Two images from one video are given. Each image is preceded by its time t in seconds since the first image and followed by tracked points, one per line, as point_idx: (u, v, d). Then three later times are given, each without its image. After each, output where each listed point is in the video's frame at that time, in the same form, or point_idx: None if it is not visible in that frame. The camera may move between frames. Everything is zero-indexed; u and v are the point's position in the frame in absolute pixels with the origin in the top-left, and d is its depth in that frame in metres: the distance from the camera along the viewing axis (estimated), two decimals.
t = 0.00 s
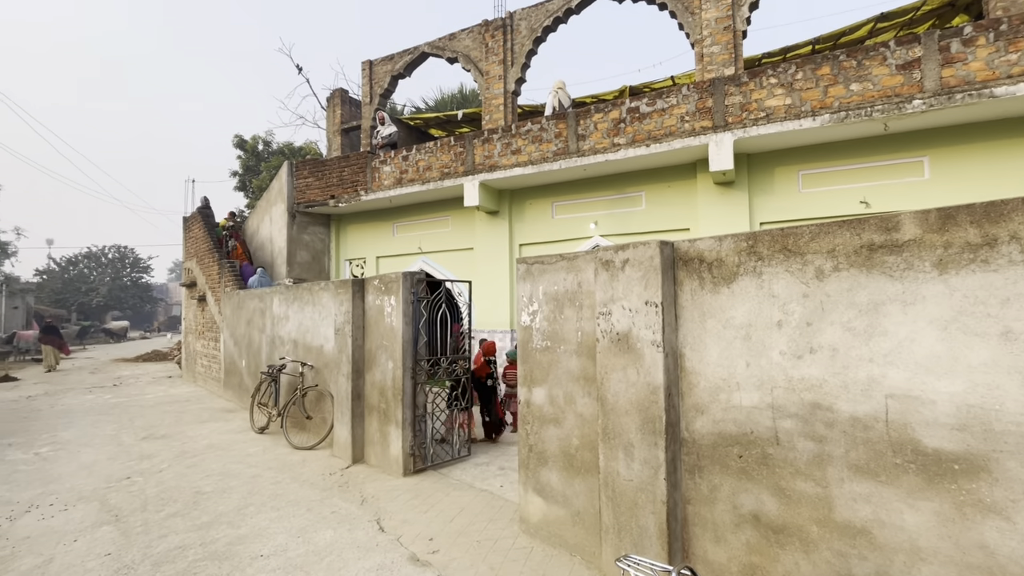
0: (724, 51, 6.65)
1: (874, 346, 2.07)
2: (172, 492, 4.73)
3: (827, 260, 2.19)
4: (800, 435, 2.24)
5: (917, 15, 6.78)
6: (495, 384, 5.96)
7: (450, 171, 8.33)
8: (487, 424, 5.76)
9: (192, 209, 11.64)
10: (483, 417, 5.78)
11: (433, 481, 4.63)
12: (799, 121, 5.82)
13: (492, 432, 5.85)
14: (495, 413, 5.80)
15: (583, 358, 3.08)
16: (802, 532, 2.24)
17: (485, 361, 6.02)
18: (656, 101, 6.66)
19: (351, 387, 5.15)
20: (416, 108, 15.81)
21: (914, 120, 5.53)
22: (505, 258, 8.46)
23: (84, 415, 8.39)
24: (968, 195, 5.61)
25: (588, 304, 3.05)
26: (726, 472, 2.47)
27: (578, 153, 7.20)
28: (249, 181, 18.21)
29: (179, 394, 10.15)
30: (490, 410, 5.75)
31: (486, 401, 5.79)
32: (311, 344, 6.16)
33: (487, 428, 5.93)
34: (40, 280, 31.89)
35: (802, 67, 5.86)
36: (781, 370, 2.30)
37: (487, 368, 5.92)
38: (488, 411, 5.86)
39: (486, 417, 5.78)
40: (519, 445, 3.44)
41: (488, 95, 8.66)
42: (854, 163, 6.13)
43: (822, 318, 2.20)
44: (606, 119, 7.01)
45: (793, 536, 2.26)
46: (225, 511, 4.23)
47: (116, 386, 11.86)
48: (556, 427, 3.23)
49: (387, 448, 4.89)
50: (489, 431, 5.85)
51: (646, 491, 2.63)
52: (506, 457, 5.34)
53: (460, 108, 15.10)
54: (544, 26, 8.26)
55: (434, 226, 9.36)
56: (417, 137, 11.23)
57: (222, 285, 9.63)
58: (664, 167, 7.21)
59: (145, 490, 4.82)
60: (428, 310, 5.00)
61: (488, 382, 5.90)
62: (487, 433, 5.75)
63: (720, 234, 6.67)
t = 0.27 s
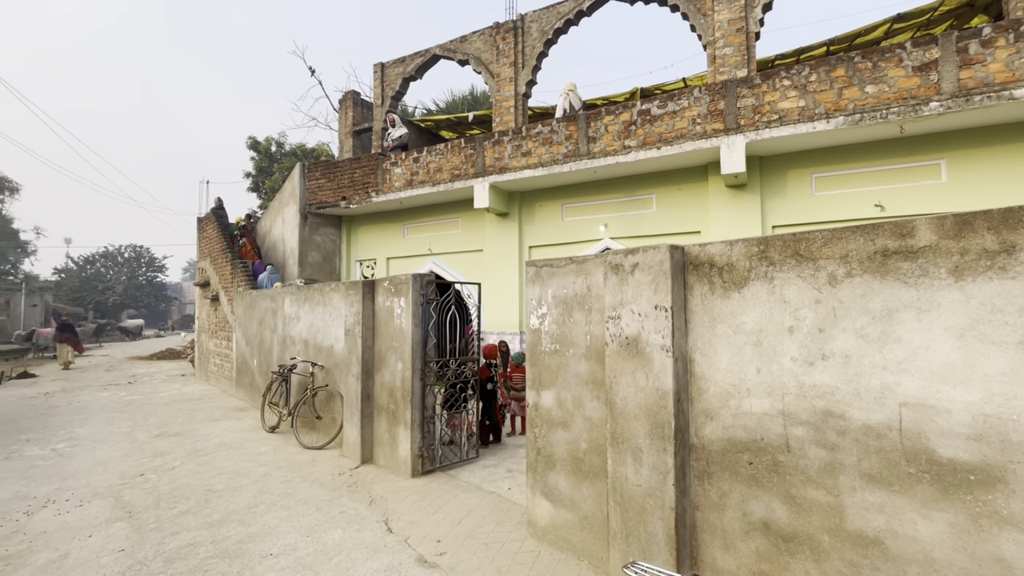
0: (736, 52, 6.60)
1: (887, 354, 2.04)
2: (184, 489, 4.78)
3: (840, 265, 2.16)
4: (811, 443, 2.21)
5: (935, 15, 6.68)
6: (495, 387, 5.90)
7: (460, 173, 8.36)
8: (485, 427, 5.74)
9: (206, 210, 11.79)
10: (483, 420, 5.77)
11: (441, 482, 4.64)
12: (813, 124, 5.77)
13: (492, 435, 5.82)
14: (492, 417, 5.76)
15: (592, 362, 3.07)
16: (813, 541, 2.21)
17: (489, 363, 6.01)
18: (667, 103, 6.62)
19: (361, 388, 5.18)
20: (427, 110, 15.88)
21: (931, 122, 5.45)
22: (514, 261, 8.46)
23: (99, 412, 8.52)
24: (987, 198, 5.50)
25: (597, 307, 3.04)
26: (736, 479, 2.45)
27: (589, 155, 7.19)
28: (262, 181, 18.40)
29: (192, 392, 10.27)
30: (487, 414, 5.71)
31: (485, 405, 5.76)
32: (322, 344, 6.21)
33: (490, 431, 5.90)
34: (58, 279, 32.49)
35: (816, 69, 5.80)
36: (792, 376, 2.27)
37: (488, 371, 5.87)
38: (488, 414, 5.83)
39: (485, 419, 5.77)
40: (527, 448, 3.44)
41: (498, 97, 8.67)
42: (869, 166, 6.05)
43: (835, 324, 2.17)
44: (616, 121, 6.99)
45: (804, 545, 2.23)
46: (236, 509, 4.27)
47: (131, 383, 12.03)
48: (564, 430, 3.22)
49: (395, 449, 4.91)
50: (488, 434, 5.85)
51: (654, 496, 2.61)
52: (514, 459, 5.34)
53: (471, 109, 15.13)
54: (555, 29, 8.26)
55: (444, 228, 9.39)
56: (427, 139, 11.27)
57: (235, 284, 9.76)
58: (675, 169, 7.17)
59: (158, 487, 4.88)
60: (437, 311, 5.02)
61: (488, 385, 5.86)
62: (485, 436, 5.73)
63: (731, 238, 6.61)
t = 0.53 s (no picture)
0: (749, 55, 6.56)
1: (902, 362, 2.01)
2: (197, 487, 4.84)
3: (854, 272, 2.14)
4: (824, 450, 2.18)
5: (953, 16, 6.57)
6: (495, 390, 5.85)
7: (471, 175, 8.38)
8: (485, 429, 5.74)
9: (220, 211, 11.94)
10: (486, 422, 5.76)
11: (450, 485, 4.65)
12: (827, 127, 5.71)
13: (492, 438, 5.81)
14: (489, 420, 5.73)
15: (601, 366, 3.06)
16: (825, 551, 2.18)
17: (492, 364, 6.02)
18: (679, 106, 6.59)
19: (371, 389, 5.21)
20: (439, 112, 15.95)
21: (948, 125, 5.36)
22: (524, 263, 8.46)
23: (115, 410, 8.65)
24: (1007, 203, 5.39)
25: (607, 311, 3.03)
26: (746, 486, 2.42)
27: (600, 158, 7.18)
28: (275, 183, 18.59)
29: (205, 391, 10.38)
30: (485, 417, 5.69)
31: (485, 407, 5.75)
32: (333, 345, 6.25)
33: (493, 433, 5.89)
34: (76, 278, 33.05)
35: (830, 71, 5.74)
36: (804, 383, 2.25)
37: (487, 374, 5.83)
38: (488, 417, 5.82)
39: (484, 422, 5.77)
40: (536, 452, 3.44)
41: (509, 100, 8.69)
42: (884, 169, 5.97)
43: (848, 331, 2.15)
44: (628, 124, 6.97)
45: (815, 554, 2.20)
46: (247, 508, 4.32)
47: (146, 382, 12.19)
48: (573, 434, 3.21)
49: (405, 450, 4.93)
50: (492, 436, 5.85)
51: (664, 502, 2.60)
52: (522, 462, 5.33)
53: (483, 112, 15.17)
54: (566, 32, 8.26)
55: (454, 230, 9.42)
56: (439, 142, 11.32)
57: (248, 285, 9.88)
58: (687, 173, 7.14)
59: (172, 485, 4.94)
60: (447, 314, 5.03)
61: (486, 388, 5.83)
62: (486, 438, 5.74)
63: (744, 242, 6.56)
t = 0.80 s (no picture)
0: (763, 57, 6.50)
1: (918, 370, 1.98)
2: (209, 486, 4.89)
3: (870, 277, 2.10)
4: (837, 459, 2.15)
5: (973, 17, 6.46)
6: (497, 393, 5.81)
7: (482, 178, 8.40)
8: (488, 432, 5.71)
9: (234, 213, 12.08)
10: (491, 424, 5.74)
11: (458, 487, 4.64)
12: (842, 130, 5.63)
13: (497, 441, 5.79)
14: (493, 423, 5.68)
15: (611, 370, 3.04)
16: (838, 561, 2.14)
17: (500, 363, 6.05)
18: (691, 109, 6.56)
19: (380, 390, 5.24)
20: (450, 115, 16.01)
21: (967, 128, 5.26)
22: (534, 266, 8.45)
23: (129, 408, 8.77)
24: None
25: (617, 315, 3.02)
26: (758, 494, 2.39)
27: (610, 161, 7.15)
28: (289, 185, 18.78)
29: (217, 391, 10.49)
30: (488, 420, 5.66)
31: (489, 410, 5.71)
32: (343, 346, 6.29)
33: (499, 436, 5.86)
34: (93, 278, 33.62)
35: (845, 74, 5.67)
36: (817, 390, 2.21)
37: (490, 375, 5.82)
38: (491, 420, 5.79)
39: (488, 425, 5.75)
40: (544, 456, 3.42)
41: (520, 103, 8.70)
42: (901, 173, 5.89)
43: (863, 338, 2.11)
44: (639, 127, 6.94)
45: (828, 564, 2.17)
46: (258, 507, 4.35)
47: (160, 380, 12.35)
48: (582, 439, 3.20)
49: (414, 452, 4.94)
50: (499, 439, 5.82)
51: (673, 509, 2.57)
52: (531, 466, 5.32)
53: (494, 115, 15.20)
54: (578, 35, 8.25)
55: (464, 233, 9.44)
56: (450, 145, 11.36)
57: (261, 286, 9.99)
58: (699, 176, 7.09)
59: (184, 483, 5.00)
60: (456, 316, 5.04)
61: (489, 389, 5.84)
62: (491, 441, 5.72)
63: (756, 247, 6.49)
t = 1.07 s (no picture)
0: (776, 60, 6.45)
1: (936, 377, 1.94)
2: (221, 485, 4.93)
3: (885, 283, 2.07)
4: (851, 467, 2.12)
5: (992, 18, 6.36)
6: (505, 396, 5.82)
7: (492, 181, 8.41)
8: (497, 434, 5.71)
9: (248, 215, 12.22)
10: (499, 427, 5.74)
11: (467, 490, 4.65)
12: (857, 133, 5.57)
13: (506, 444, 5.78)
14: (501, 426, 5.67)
15: (622, 375, 3.03)
16: (852, 570, 2.11)
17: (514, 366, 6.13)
18: (703, 111, 6.52)
19: (390, 392, 5.26)
20: (461, 118, 16.08)
21: (987, 130, 5.17)
22: (545, 269, 8.45)
23: (144, 407, 8.89)
24: None
25: (628, 319, 3.00)
26: (770, 501, 2.36)
27: (621, 164, 7.13)
28: (301, 188, 18.96)
29: (229, 391, 10.60)
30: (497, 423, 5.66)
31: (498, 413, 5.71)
32: (354, 348, 6.33)
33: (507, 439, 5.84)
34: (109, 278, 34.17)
35: (860, 76, 5.61)
36: (831, 397, 2.18)
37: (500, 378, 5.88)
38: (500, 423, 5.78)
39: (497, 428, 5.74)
40: (554, 460, 3.41)
41: (531, 106, 8.71)
42: (917, 176, 5.80)
43: (878, 344, 2.08)
44: (650, 130, 6.91)
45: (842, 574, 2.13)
46: (269, 507, 4.38)
47: (174, 380, 12.51)
48: (592, 443, 3.18)
49: (423, 454, 4.95)
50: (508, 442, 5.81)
51: (684, 515, 2.55)
52: (540, 469, 5.31)
53: (504, 117, 15.24)
54: (589, 38, 8.25)
55: (475, 235, 9.46)
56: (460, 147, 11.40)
57: (273, 287, 10.09)
58: (711, 179, 7.05)
59: (197, 482, 5.05)
60: (467, 319, 5.05)
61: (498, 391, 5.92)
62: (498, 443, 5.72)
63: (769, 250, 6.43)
